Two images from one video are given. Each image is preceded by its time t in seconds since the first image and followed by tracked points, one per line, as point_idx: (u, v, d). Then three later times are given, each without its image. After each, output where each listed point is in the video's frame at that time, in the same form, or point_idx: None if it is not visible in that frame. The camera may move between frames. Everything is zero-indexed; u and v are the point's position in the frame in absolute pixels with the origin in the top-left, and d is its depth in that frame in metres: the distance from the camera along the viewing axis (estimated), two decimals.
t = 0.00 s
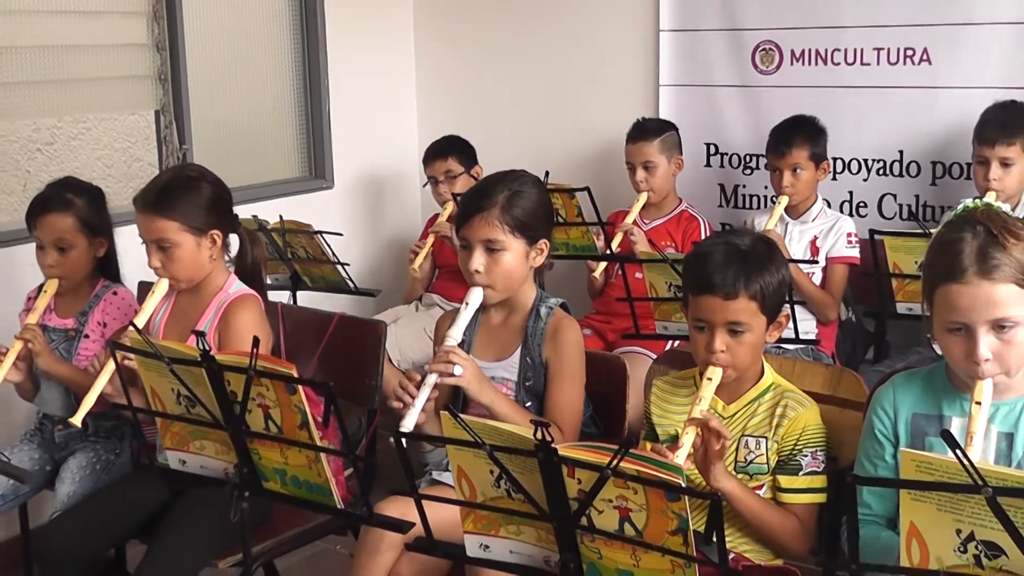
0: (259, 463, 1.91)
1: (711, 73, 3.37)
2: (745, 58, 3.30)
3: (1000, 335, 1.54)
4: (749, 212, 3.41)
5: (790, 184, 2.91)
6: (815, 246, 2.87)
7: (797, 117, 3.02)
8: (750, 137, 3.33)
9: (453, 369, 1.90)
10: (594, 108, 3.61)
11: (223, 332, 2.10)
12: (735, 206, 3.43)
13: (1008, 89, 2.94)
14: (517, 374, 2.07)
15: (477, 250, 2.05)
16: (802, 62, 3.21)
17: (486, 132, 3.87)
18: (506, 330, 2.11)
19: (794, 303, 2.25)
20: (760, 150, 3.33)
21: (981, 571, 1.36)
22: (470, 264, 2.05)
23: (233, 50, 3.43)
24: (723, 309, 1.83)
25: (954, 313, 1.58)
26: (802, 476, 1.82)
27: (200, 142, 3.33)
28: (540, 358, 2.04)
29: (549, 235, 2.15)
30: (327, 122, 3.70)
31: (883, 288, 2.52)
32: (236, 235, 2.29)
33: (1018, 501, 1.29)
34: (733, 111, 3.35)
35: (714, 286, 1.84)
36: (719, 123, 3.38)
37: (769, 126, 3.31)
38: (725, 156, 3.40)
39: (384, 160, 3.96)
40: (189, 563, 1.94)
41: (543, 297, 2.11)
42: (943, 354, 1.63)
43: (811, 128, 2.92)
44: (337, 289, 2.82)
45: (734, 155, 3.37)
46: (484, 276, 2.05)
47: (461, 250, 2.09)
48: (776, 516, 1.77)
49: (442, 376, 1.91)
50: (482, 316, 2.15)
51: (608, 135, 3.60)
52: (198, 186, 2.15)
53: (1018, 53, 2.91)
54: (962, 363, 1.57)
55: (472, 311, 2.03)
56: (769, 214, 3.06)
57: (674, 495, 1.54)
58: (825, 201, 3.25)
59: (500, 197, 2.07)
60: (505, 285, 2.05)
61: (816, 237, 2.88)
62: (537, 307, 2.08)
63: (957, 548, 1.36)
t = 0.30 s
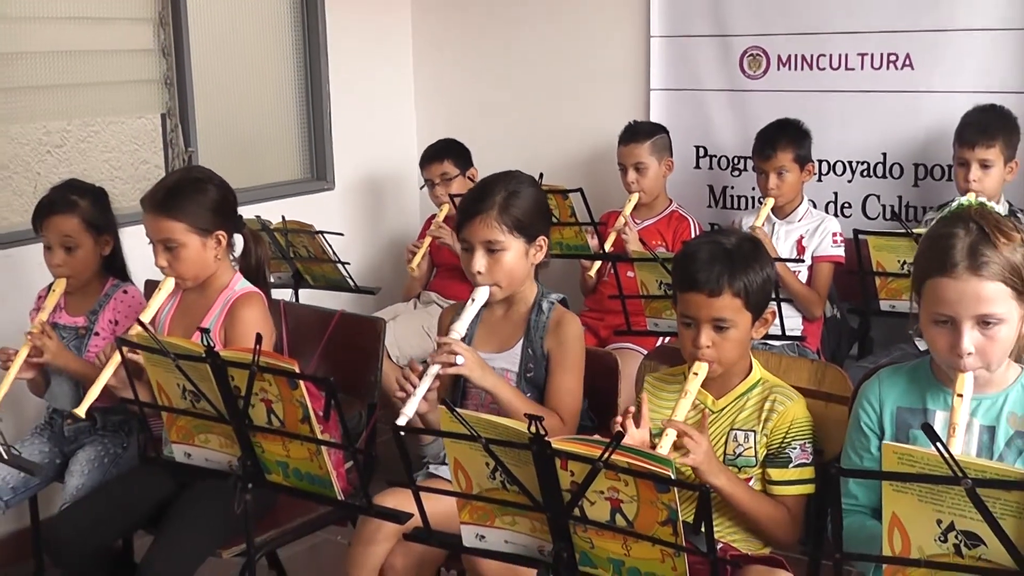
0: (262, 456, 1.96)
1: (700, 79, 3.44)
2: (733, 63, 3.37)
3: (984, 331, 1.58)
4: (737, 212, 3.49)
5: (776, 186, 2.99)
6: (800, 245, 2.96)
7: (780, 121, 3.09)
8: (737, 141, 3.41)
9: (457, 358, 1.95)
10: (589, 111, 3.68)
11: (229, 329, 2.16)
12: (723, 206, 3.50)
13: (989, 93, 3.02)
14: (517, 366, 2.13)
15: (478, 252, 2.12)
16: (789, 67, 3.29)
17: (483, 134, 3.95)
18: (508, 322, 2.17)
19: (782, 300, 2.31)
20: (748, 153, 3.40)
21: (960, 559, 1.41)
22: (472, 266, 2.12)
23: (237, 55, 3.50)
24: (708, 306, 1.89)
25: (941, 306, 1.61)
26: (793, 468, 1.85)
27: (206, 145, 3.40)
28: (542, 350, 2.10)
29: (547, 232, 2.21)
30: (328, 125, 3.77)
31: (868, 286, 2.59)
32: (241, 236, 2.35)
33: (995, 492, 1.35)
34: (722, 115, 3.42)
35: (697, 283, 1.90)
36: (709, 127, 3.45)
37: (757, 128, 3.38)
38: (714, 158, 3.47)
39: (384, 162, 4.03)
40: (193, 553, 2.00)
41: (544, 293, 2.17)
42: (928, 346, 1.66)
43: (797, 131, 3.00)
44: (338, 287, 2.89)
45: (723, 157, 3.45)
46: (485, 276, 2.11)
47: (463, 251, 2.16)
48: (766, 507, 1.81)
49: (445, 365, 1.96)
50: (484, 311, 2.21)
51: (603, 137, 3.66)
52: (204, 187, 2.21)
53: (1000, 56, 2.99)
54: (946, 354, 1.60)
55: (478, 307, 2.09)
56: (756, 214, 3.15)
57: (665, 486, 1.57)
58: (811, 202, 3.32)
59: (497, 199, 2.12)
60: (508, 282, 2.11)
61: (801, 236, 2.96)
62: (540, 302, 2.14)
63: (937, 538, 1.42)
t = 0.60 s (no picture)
0: (268, 453, 2.02)
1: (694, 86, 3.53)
2: (725, 72, 3.46)
3: (967, 332, 1.63)
4: (729, 215, 3.57)
5: (766, 191, 3.08)
6: (789, 248, 3.03)
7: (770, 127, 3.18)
8: (728, 148, 3.49)
9: (455, 365, 2.01)
10: (588, 116, 3.76)
11: (236, 329, 2.23)
12: (716, 210, 3.58)
13: (974, 100, 3.08)
14: (513, 368, 2.18)
15: (474, 253, 2.17)
16: (778, 75, 3.37)
17: (483, 139, 4.03)
18: (504, 324, 2.22)
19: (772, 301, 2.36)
20: (739, 159, 3.48)
21: (946, 553, 1.46)
22: (467, 266, 2.17)
23: (244, 62, 3.57)
24: (702, 305, 1.95)
25: (925, 309, 1.66)
26: (780, 462, 1.92)
27: (214, 149, 3.46)
28: (536, 353, 2.16)
29: (542, 239, 2.27)
30: (332, 130, 3.84)
31: (856, 288, 2.66)
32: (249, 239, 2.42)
33: (979, 488, 1.40)
34: (715, 122, 3.51)
35: (692, 283, 1.96)
36: (703, 133, 3.54)
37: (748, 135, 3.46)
38: (707, 163, 3.56)
39: (386, 166, 4.10)
40: (201, 547, 2.06)
41: (538, 296, 2.23)
42: (914, 348, 1.71)
43: (785, 138, 3.09)
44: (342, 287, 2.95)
45: (715, 163, 3.53)
46: (479, 277, 2.17)
47: (459, 252, 2.21)
48: (756, 502, 1.88)
49: (443, 372, 2.02)
50: (479, 313, 2.26)
51: (602, 141, 3.73)
52: (214, 192, 2.27)
53: (984, 65, 3.05)
54: (931, 356, 1.65)
55: (471, 310, 2.15)
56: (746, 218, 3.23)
57: (659, 482, 1.60)
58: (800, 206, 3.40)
59: (496, 204, 2.19)
60: (500, 285, 2.17)
61: (790, 239, 3.03)
62: (533, 305, 2.20)
63: (923, 532, 1.47)
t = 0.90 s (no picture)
0: (274, 446, 2.08)
1: (687, 92, 3.59)
2: (719, 78, 3.52)
3: (950, 334, 1.69)
4: (722, 218, 3.62)
5: (758, 195, 3.15)
6: (781, 250, 3.10)
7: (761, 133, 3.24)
8: (725, 153, 3.55)
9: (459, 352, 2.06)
10: (587, 120, 3.82)
11: (243, 326, 2.29)
12: (710, 212, 3.64)
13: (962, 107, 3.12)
14: (511, 362, 2.24)
15: (478, 256, 2.23)
16: (771, 82, 3.43)
17: (484, 142, 4.10)
18: (503, 321, 2.29)
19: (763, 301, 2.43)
20: (731, 163, 3.54)
21: (932, 547, 1.47)
22: (471, 267, 2.23)
23: (252, 66, 3.63)
24: (694, 306, 2.01)
25: (909, 311, 1.72)
26: (770, 458, 1.97)
27: (222, 152, 3.52)
28: (534, 347, 2.22)
29: (543, 237, 2.34)
30: (337, 132, 3.90)
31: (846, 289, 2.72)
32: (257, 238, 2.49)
33: (965, 484, 1.41)
34: (707, 125, 3.57)
35: (685, 284, 2.02)
36: (696, 137, 3.60)
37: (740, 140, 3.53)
38: (701, 168, 3.62)
39: (389, 168, 4.17)
40: (209, 538, 2.12)
41: (536, 293, 2.29)
42: (899, 349, 1.77)
43: (777, 144, 3.15)
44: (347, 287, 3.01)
45: (708, 167, 3.59)
46: (484, 277, 2.23)
47: (464, 254, 2.27)
48: (746, 498, 1.93)
49: (445, 357, 2.07)
50: (480, 309, 2.33)
51: (601, 144, 3.80)
52: (223, 193, 2.33)
53: (971, 74, 3.09)
54: (915, 357, 1.71)
55: (475, 307, 2.21)
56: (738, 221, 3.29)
57: (653, 477, 1.63)
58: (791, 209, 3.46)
59: (498, 206, 2.24)
60: (504, 283, 2.23)
61: (782, 242, 3.11)
62: (533, 301, 2.26)
63: (910, 527, 1.48)
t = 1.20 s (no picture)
0: (277, 445, 2.13)
1: (680, 100, 3.65)
2: (710, 86, 3.58)
3: (933, 339, 1.74)
4: (714, 222, 3.70)
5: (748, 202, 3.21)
6: (771, 253, 3.17)
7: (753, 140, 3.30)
8: (715, 158, 3.61)
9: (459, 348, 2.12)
10: (584, 125, 3.88)
11: (248, 327, 2.35)
12: (701, 217, 3.71)
13: (946, 114, 3.17)
14: (510, 362, 2.30)
15: (478, 247, 2.30)
16: (761, 91, 3.49)
17: (483, 147, 4.17)
18: (501, 323, 2.35)
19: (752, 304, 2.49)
20: (722, 169, 3.60)
21: (918, 543, 1.49)
22: (471, 260, 2.30)
23: (257, 74, 3.70)
24: (686, 309, 2.07)
25: (894, 317, 1.78)
26: (760, 456, 2.03)
27: (227, 157, 3.59)
28: (532, 348, 2.28)
29: (541, 239, 2.40)
30: (340, 138, 3.96)
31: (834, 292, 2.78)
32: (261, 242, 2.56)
33: (949, 482, 1.42)
34: (699, 132, 3.63)
35: (677, 288, 2.08)
36: (687, 144, 3.67)
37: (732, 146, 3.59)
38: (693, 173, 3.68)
39: (390, 173, 4.23)
40: (214, 532, 2.18)
41: (533, 297, 2.34)
42: (884, 353, 1.83)
43: (767, 151, 3.21)
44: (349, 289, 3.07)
45: (700, 173, 3.65)
46: (483, 270, 2.29)
47: (464, 248, 2.34)
48: (737, 496, 1.98)
49: (448, 353, 2.13)
50: (479, 311, 2.39)
51: (598, 149, 3.85)
52: (228, 198, 2.39)
53: (955, 84, 3.14)
54: (899, 361, 1.77)
55: (474, 302, 2.26)
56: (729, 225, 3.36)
57: (646, 475, 1.67)
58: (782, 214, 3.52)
59: (500, 202, 2.32)
60: (503, 277, 2.29)
61: (772, 246, 3.17)
62: (530, 304, 2.32)
63: (896, 523, 1.50)
